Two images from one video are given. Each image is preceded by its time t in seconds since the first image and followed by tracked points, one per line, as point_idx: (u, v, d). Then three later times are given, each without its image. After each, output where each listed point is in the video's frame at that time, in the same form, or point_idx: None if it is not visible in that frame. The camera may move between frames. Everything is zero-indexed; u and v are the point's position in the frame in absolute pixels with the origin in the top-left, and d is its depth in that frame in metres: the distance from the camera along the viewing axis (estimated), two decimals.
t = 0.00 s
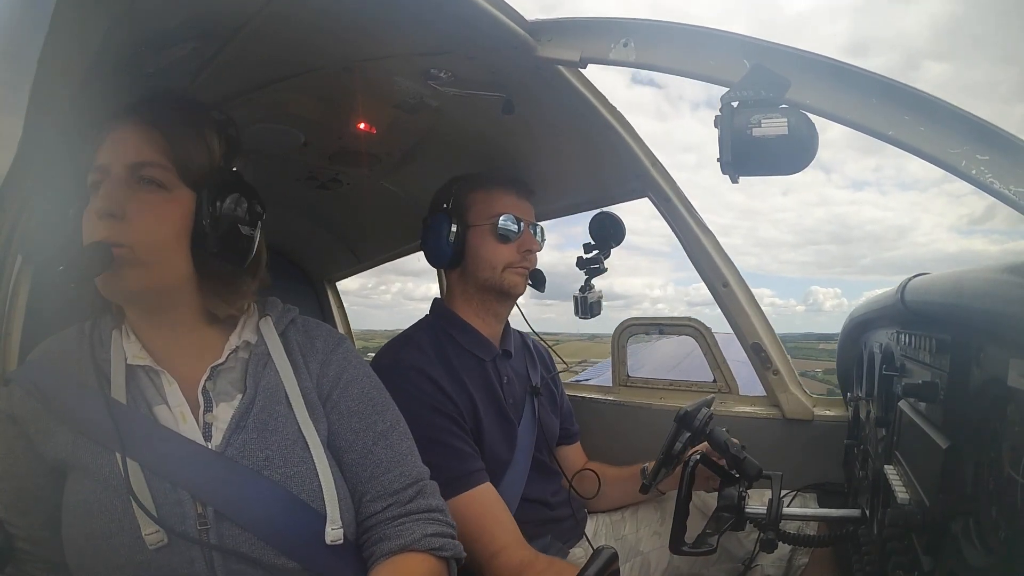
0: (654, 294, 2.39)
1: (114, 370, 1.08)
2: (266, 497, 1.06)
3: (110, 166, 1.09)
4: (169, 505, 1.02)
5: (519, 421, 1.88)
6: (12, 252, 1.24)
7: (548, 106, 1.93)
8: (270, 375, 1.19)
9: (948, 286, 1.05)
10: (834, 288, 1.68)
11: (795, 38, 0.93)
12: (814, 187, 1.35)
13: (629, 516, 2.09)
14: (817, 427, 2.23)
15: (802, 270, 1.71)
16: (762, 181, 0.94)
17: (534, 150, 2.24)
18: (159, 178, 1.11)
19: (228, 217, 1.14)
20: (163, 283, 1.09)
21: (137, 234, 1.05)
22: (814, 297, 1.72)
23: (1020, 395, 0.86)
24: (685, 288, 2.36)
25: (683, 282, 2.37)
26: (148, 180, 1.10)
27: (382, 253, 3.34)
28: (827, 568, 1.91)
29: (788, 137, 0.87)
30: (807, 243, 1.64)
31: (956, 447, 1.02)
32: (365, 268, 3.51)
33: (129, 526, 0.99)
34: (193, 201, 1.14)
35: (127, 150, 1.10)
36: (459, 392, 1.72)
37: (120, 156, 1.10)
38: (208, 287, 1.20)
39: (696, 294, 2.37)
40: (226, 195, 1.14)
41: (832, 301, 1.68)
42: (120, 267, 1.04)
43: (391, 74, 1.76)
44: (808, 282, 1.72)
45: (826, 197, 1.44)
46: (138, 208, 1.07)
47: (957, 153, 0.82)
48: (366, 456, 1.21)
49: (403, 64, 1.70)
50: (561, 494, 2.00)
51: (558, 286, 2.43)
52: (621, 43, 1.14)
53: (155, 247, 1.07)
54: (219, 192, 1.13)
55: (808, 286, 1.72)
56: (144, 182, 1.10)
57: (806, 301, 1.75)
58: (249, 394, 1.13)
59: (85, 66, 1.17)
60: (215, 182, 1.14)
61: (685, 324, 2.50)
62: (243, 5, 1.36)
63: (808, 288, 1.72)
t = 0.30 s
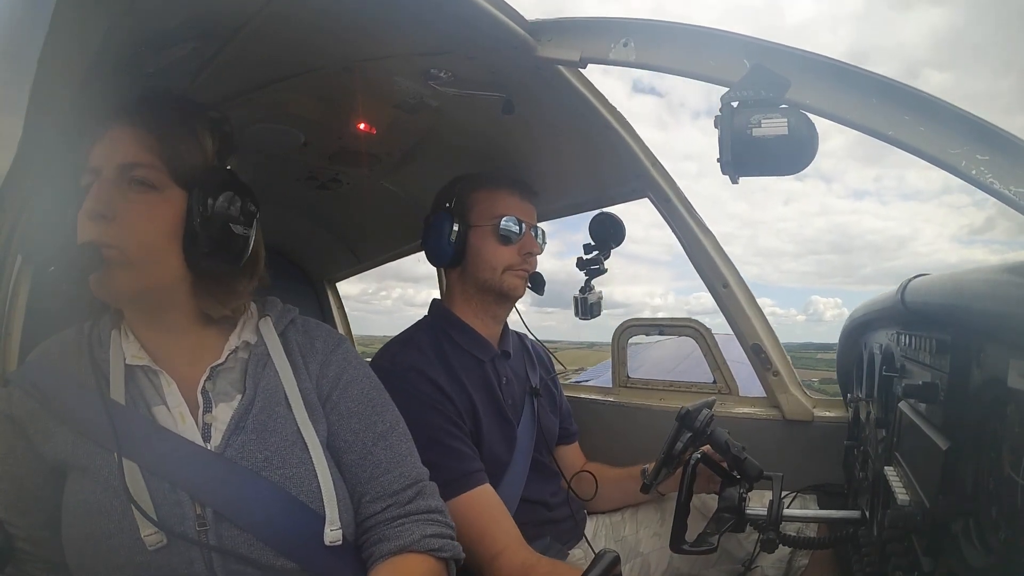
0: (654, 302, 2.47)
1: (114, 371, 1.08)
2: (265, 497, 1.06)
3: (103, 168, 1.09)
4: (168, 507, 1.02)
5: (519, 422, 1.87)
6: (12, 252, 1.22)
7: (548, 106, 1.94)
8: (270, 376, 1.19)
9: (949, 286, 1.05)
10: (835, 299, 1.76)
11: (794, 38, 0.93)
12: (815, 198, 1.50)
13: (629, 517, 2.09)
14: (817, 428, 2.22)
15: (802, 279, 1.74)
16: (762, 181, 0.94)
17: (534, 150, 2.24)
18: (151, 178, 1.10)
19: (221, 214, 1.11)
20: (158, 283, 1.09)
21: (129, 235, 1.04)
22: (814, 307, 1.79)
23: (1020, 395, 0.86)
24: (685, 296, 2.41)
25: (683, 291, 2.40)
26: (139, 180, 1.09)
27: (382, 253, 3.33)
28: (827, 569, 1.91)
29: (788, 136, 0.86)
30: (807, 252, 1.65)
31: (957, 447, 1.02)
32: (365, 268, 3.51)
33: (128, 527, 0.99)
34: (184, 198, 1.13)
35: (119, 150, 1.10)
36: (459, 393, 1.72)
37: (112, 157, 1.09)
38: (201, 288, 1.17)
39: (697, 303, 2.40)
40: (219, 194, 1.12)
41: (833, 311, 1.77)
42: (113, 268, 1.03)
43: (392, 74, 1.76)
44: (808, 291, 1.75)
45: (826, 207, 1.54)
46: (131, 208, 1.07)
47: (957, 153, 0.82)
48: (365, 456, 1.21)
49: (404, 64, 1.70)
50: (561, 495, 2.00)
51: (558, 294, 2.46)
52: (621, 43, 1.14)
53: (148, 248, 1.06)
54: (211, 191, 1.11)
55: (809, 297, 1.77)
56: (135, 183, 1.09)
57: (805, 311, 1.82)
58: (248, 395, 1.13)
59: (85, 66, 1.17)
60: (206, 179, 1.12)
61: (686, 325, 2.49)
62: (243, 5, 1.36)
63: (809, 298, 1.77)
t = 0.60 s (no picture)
0: (653, 309, 2.49)
1: (114, 373, 1.08)
2: (265, 500, 1.06)
3: (103, 169, 1.09)
4: (168, 510, 1.02)
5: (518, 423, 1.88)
6: (12, 252, 1.23)
7: (548, 106, 1.94)
8: (270, 379, 1.19)
9: (948, 287, 1.04)
10: (832, 307, 1.73)
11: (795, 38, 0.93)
12: (812, 207, 1.53)
13: (629, 517, 2.10)
14: (817, 428, 2.23)
15: (799, 289, 1.72)
16: (761, 181, 0.94)
17: (534, 150, 2.24)
18: (150, 180, 1.09)
19: (218, 216, 1.11)
20: (157, 286, 1.09)
21: (129, 238, 1.04)
22: (812, 315, 1.77)
23: (1020, 395, 0.86)
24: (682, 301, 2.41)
25: (680, 298, 2.39)
26: (138, 182, 1.09)
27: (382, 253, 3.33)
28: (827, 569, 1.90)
29: (788, 138, 0.87)
30: (804, 261, 1.70)
31: (956, 447, 1.02)
32: (365, 268, 3.51)
33: (128, 529, 0.99)
34: (183, 203, 1.12)
35: (120, 151, 1.09)
36: (459, 394, 1.72)
37: (112, 157, 1.09)
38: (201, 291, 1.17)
39: (694, 309, 2.42)
40: (219, 196, 1.12)
41: (831, 319, 1.73)
42: (112, 272, 1.03)
43: (391, 74, 1.76)
44: (806, 301, 1.73)
45: (823, 216, 1.57)
46: (131, 211, 1.06)
47: (957, 153, 0.82)
48: (366, 459, 1.21)
49: (404, 64, 1.70)
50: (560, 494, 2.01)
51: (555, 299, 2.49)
52: (621, 43, 1.14)
53: (147, 250, 1.06)
54: (210, 193, 1.11)
55: (807, 305, 1.75)
56: (135, 185, 1.08)
57: (804, 319, 1.81)
58: (249, 397, 1.13)
59: (86, 67, 1.17)
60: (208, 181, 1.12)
61: (686, 325, 2.49)
62: (243, 5, 1.36)
63: (807, 307, 1.75)
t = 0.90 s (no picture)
0: (648, 309, 2.51)
1: (114, 373, 1.08)
2: (265, 501, 1.06)
3: (101, 170, 1.09)
4: (168, 511, 1.02)
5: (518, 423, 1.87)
6: (11, 252, 1.23)
7: (548, 107, 1.94)
8: (270, 380, 1.18)
9: (948, 288, 1.04)
10: (826, 306, 1.77)
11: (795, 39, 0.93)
12: (809, 208, 1.54)
13: (629, 518, 2.10)
14: (817, 428, 2.22)
15: (793, 288, 1.76)
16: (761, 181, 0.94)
17: (534, 150, 2.24)
18: (146, 180, 1.09)
19: (214, 213, 1.10)
20: (155, 286, 1.09)
21: (128, 239, 1.05)
22: (807, 315, 1.81)
23: (1020, 396, 0.86)
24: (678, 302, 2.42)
25: (677, 298, 2.40)
26: (134, 182, 1.08)
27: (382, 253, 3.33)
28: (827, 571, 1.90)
29: (788, 137, 0.87)
30: (799, 261, 1.70)
31: (956, 448, 1.02)
32: (365, 269, 3.51)
33: (128, 530, 0.99)
34: (178, 203, 1.11)
35: (117, 152, 1.09)
36: (460, 395, 1.72)
37: (110, 158, 1.09)
38: (200, 291, 1.17)
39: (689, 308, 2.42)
40: (215, 194, 1.11)
41: (825, 319, 1.77)
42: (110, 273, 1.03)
43: (392, 74, 1.76)
44: (801, 301, 1.78)
45: (820, 217, 1.58)
46: (129, 211, 1.06)
47: (957, 153, 0.82)
48: (366, 460, 1.21)
49: (404, 64, 1.70)
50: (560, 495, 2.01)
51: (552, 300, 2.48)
52: (621, 43, 1.14)
53: (145, 250, 1.06)
54: (206, 191, 1.10)
55: (801, 305, 1.79)
56: (131, 185, 1.08)
57: (799, 317, 1.85)
58: (248, 398, 1.12)
59: (86, 67, 1.17)
60: (202, 180, 1.11)
61: (686, 325, 2.49)
62: (244, 5, 1.37)
63: (801, 306, 1.80)
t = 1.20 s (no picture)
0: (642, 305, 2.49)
1: (116, 374, 1.08)
2: (268, 502, 1.06)
3: (100, 171, 1.08)
4: (171, 512, 1.02)
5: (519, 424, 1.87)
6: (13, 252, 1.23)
7: (548, 107, 1.94)
8: (272, 382, 1.18)
9: (948, 289, 1.04)
10: (820, 302, 1.75)
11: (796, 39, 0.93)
12: (801, 203, 1.55)
13: (629, 518, 2.10)
14: (816, 428, 2.23)
15: (788, 284, 1.82)
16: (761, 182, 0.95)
17: (534, 151, 2.24)
18: (145, 182, 1.08)
19: (218, 216, 1.10)
20: (157, 288, 1.09)
21: (129, 240, 1.05)
22: (802, 310, 1.81)
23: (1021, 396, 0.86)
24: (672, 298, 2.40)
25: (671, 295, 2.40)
26: (133, 184, 1.08)
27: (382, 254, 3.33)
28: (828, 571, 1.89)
29: (788, 138, 0.87)
30: (793, 257, 1.73)
31: (956, 448, 1.02)
32: (365, 269, 3.52)
33: (131, 530, 0.99)
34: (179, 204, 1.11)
35: (117, 153, 1.09)
36: (461, 396, 1.72)
37: (109, 159, 1.08)
38: (201, 293, 1.17)
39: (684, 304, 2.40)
40: (214, 196, 1.10)
41: (819, 314, 1.76)
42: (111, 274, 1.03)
43: (391, 75, 1.76)
44: (795, 295, 1.81)
45: (812, 212, 1.59)
46: (130, 213, 1.06)
47: (957, 155, 0.82)
48: (367, 461, 1.21)
49: (404, 65, 1.70)
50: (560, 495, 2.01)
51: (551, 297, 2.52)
52: (622, 45, 1.13)
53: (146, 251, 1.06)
54: (205, 193, 1.09)
55: (795, 300, 1.83)
56: (130, 186, 1.08)
57: (793, 313, 1.87)
58: (250, 400, 1.12)
59: (87, 68, 1.17)
60: (201, 181, 1.10)
61: (686, 324, 2.49)
62: (243, 5, 1.37)
63: (795, 302, 1.83)
